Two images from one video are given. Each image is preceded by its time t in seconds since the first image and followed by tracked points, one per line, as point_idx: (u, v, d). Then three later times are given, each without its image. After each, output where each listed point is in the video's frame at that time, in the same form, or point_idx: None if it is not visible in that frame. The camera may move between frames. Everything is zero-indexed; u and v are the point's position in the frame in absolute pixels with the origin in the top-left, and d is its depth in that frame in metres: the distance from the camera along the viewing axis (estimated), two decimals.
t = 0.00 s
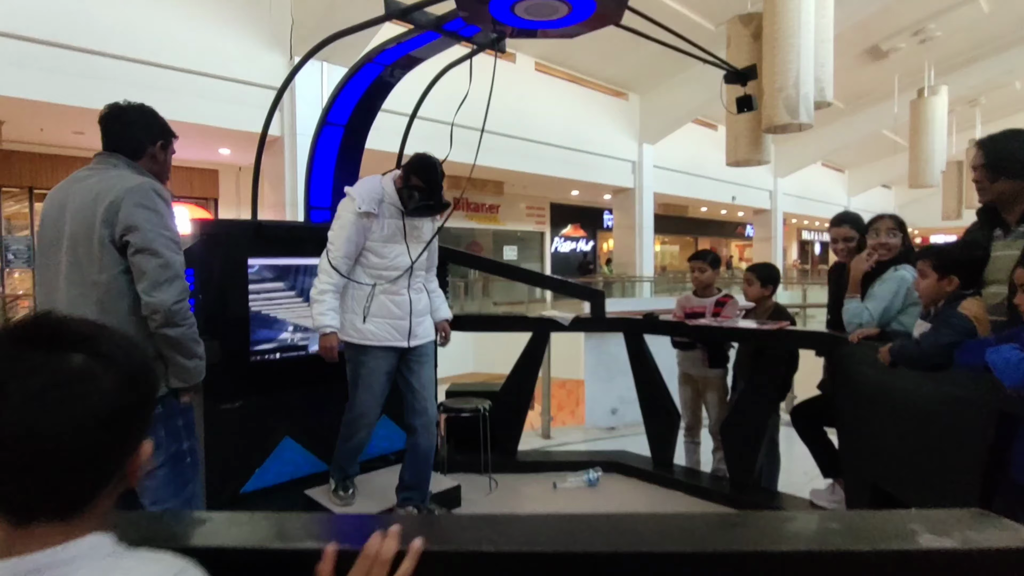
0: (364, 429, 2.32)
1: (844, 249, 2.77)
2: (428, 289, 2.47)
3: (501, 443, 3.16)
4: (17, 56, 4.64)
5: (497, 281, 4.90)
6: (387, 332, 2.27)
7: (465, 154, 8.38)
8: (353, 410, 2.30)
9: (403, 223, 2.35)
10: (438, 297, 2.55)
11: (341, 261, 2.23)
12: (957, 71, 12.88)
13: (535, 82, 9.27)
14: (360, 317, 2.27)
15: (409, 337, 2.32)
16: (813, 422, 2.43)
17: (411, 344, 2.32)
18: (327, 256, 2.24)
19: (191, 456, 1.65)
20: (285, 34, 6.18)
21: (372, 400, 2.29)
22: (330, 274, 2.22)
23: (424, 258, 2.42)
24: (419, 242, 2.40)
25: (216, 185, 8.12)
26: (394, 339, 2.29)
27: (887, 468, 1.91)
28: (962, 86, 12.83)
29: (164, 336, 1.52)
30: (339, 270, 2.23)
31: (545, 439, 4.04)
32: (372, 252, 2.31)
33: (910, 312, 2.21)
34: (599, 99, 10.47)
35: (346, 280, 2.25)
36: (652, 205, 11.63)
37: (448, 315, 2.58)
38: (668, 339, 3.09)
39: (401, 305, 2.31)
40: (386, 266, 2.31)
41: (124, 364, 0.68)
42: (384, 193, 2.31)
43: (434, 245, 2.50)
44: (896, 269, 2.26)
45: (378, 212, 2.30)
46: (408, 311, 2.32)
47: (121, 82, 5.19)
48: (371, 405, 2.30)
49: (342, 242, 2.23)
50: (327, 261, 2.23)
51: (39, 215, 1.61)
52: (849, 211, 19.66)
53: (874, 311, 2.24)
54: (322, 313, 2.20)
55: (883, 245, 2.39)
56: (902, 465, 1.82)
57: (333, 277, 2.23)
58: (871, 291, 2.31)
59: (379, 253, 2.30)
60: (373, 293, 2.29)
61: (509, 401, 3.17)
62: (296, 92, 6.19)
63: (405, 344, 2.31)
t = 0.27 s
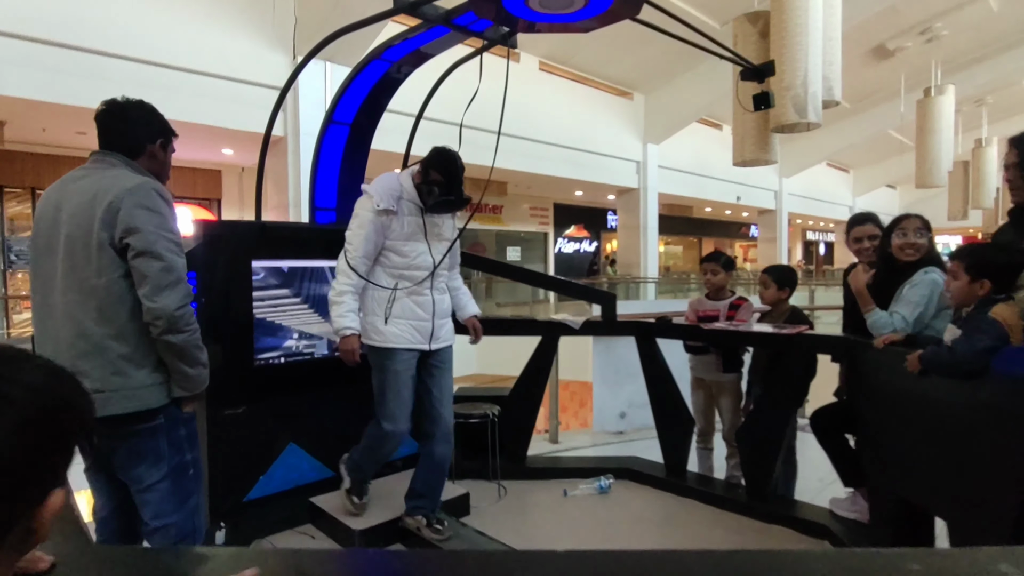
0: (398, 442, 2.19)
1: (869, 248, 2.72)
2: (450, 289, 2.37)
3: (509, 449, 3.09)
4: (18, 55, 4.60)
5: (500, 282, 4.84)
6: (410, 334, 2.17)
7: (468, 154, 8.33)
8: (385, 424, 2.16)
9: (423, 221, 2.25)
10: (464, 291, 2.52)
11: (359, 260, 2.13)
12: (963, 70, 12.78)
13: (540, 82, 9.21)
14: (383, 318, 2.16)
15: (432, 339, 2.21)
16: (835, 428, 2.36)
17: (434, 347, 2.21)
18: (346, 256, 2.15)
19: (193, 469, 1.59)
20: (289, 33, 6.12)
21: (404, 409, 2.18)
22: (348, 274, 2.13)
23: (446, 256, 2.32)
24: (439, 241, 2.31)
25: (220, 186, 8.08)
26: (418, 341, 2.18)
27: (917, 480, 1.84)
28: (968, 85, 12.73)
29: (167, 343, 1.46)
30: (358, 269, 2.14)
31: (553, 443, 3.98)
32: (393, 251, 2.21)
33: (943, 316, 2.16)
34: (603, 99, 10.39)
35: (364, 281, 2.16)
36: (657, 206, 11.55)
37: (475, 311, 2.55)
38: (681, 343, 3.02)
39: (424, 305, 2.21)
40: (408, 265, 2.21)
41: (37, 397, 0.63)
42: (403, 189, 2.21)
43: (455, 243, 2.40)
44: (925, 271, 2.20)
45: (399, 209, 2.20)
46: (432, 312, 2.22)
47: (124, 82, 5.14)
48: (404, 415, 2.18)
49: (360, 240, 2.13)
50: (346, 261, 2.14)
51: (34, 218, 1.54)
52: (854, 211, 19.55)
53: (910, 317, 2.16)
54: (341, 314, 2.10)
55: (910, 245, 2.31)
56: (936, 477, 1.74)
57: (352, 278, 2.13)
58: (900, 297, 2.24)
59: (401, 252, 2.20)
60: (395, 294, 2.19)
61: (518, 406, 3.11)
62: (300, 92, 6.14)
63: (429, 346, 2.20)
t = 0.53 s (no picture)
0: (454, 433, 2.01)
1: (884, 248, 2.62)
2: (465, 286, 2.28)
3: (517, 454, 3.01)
4: (17, 53, 4.53)
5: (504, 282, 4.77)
6: (426, 329, 2.06)
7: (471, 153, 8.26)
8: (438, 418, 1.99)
9: (438, 214, 2.16)
10: (487, 285, 2.49)
11: (367, 254, 2.04)
12: (969, 69, 12.67)
13: (543, 82, 9.13)
14: (396, 313, 2.07)
15: (445, 337, 2.12)
16: (855, 433, 2.29)
17: (447, 345, 2.12)
18: (352, 248, 2.06)
19: (190, 478, 1.53)
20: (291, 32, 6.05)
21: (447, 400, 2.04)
22: (353, 267, 2.05)
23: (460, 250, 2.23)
24: (454, 236, 2.21)
25: (222, 185, 8.01)
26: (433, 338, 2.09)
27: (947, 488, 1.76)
28: (974, 84, 12.61)
29: (161, 347, 1.39)
30: (364, 262, 2.06)
31: (560, 447, 3.91)
32: (406, 244, 2.12)
33: (970, 317, 2.07)
34: (607, 98, 10.31)
35: (370, 275, 2.07)
36: (660, 205, 11.48)
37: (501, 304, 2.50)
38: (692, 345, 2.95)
39: (439, 301, 2.12)
40: (420, 259, 2.11)
41: None
42: (417, 181, 2.12)
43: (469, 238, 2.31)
44: (948, 269, 2.10)
45: (411, 202, 2.10)
46: (446, 309, 2.13)
47: (125, 80, 5.08)
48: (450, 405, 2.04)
49: (369, 233, 2.04)
50: (352, 253, 2.05)
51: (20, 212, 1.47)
52: (857, 211, 19.45)
53: (933, 317, 2.03)
54: (341, 307, 2.01)
55: (926, 245, 2.22)
56: (964, 486, 1.67)
57: (357, 271, 2.06)
58: (922, 297, 2.12)
59: (413, 245, 2.11)
60: (408, 289, 2.10)
61: (525, 410, 3.04)
62: (302, 90, 6.07)
63: (443, 344, 2.11)
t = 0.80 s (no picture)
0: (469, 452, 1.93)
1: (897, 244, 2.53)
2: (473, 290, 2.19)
3: (520, 458, 2.93)
4: (17, 53, 4.49)
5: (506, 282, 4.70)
6: (438, 340, 1.97)
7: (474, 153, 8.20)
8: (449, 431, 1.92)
9: (439, 217, 2.06)
10: (493, 285, 2.41)
11: (368, 267, 1.94)
12: (974, 68, 12.56)
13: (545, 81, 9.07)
14: (405, 327, 1.97)
15: (460, 346, 2.01)
16: (868, 438, 2.22)
17: (463, 354, 2.02)
18: (352, 262, 1.95)
19: (176, 487, 1.51)
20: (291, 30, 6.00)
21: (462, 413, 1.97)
22: (356, 283, 1.93)
23: (465, 253, 2.14)
24: (457, 238, 2.12)
25: (223, 185, 7.97)
26: (446, 349, 1.98)
27: (961, 498, 1.71)
28: (979, 84, 12.51)
29: (141, 352, 1.35)
30: (367, 276, 1.95)
31: (563, 450, 3.85)
32: (408, 252, 2.02)
33: (989, 317, 2.00)
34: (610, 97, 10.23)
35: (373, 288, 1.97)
36: (663, 205, 11.41)
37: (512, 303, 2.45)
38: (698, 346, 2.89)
39: (449, 309, 2.02)
40: (426, 266, 2.01)
41: None
42: (413, 186, 2.03)
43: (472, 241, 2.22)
44: (964, 270, 2.03)
45: (410, 208, 2.01)
46: (457, 316, 2.03)
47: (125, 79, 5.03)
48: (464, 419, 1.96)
49: (369, 245, 1.94)
50: (353, 268, 1.94)
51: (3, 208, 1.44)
52: (861, 211, 19.34)
53: (949, 318, 1.98)
54: (344, 327, 1.91)
55: (930, 250, 2.14)
56: (981, 494, 1.61)
57: (358, 286, 1.94)
58: (938, 298, 2.06)
59: (416, 253, 2.01)
60: (416, 299, 2.00)
61: (528, 413, 2.98)
62: (303, 90, 6.02)
63: (457, 354, 2.00)
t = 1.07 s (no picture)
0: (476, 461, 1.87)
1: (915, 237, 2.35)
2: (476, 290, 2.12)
3: (520, 463, 2.88)
4: (15, 53, 4.45)
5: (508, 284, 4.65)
6: (444, 347, 1.91)
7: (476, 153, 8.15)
8: (457, 441, 1.86)
9: (437, 219, 1.99)
10: (508, 275, 2.37)
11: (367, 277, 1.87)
12: (982, 67, 12.43)
13: (548, 81, 9.00)
14: (410, 336, 1.91)
15: (466, 351, 1.96)
16: (878, 445, 2.16)
17: (469, 359, 1.96)
18: (350, 274, 1.88)
19: (157, 498, 1.47)
20: (292, 30, 5.95)
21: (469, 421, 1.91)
22: (355, 294, 1.87)
23: (467, 253, 2.08)
24: (457, 239, 2.05)
25: (224, 185, 7.94)
26: (453, 355, 1.93)
27: (974, 509, 1.65)
28: (986, 83, 12.39)
29: (117, 359, 1.31)
30: (366, 287, 1.88)
31: (565, 454, 3.79)
32: (407, 257, 1.95)
33: (1004, 319, 1.91)
34: (613, 97, 10.16)
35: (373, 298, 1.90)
36: (666, 206, 11.34)
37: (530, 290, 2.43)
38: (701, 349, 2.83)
39: (452, 313, 1.96)
40: (426, 270, 1.95)
41: None
42: (408, 189, 1.96)
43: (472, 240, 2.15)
44: (977, 270, 1.97)
45: (405, 213, 1.94)
46: (462, 320, 1.97)
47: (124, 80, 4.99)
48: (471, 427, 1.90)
49: (366, 254, 1.87)
50: (351, 280, 1.87)
51: None
52: (866, 211, 19.22)
53: (961, 320, 1.91)
54: (345, 340, 1.84)
55: (929, 253, 2.11)
56: (995, 505, 1.55)
57: (357, 298, 1.87)
58: (950, 300, 1.99)
59: (416, 258, 1.95)
60: (419, 305, 1.94)
61: (528, 417, 2.93)
62: (304, 90, 5.98)
63: (464, 358, 1.95)
